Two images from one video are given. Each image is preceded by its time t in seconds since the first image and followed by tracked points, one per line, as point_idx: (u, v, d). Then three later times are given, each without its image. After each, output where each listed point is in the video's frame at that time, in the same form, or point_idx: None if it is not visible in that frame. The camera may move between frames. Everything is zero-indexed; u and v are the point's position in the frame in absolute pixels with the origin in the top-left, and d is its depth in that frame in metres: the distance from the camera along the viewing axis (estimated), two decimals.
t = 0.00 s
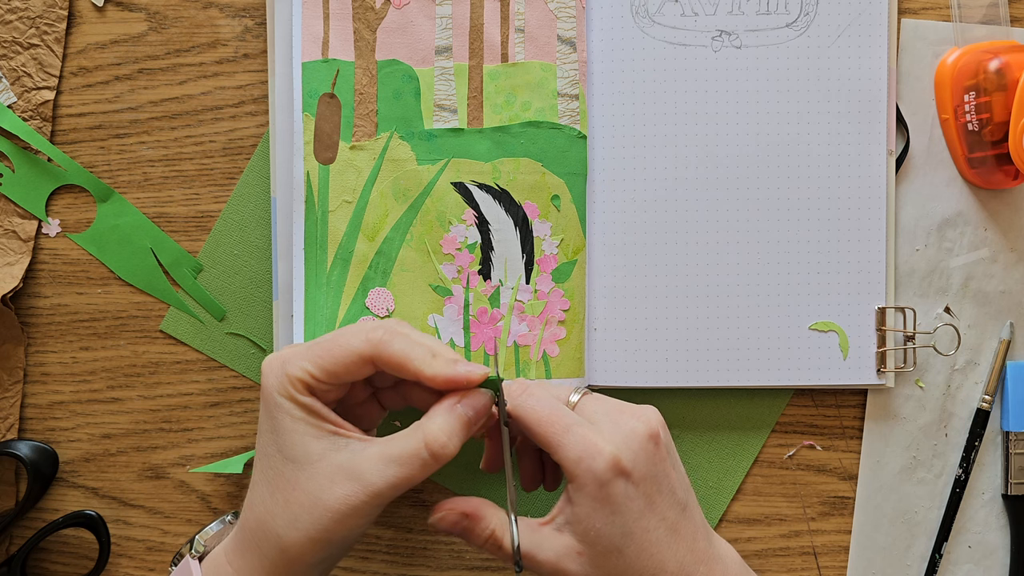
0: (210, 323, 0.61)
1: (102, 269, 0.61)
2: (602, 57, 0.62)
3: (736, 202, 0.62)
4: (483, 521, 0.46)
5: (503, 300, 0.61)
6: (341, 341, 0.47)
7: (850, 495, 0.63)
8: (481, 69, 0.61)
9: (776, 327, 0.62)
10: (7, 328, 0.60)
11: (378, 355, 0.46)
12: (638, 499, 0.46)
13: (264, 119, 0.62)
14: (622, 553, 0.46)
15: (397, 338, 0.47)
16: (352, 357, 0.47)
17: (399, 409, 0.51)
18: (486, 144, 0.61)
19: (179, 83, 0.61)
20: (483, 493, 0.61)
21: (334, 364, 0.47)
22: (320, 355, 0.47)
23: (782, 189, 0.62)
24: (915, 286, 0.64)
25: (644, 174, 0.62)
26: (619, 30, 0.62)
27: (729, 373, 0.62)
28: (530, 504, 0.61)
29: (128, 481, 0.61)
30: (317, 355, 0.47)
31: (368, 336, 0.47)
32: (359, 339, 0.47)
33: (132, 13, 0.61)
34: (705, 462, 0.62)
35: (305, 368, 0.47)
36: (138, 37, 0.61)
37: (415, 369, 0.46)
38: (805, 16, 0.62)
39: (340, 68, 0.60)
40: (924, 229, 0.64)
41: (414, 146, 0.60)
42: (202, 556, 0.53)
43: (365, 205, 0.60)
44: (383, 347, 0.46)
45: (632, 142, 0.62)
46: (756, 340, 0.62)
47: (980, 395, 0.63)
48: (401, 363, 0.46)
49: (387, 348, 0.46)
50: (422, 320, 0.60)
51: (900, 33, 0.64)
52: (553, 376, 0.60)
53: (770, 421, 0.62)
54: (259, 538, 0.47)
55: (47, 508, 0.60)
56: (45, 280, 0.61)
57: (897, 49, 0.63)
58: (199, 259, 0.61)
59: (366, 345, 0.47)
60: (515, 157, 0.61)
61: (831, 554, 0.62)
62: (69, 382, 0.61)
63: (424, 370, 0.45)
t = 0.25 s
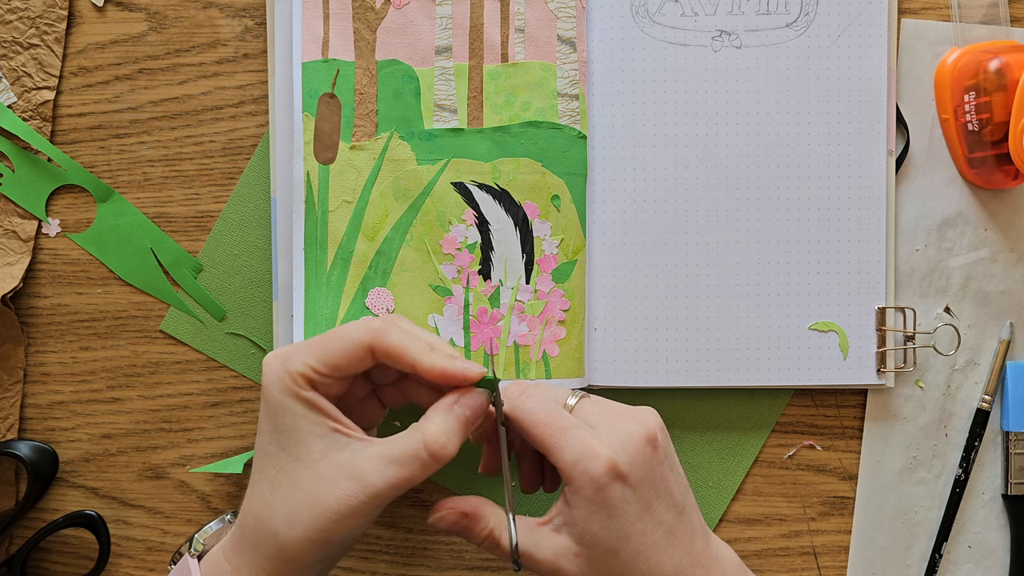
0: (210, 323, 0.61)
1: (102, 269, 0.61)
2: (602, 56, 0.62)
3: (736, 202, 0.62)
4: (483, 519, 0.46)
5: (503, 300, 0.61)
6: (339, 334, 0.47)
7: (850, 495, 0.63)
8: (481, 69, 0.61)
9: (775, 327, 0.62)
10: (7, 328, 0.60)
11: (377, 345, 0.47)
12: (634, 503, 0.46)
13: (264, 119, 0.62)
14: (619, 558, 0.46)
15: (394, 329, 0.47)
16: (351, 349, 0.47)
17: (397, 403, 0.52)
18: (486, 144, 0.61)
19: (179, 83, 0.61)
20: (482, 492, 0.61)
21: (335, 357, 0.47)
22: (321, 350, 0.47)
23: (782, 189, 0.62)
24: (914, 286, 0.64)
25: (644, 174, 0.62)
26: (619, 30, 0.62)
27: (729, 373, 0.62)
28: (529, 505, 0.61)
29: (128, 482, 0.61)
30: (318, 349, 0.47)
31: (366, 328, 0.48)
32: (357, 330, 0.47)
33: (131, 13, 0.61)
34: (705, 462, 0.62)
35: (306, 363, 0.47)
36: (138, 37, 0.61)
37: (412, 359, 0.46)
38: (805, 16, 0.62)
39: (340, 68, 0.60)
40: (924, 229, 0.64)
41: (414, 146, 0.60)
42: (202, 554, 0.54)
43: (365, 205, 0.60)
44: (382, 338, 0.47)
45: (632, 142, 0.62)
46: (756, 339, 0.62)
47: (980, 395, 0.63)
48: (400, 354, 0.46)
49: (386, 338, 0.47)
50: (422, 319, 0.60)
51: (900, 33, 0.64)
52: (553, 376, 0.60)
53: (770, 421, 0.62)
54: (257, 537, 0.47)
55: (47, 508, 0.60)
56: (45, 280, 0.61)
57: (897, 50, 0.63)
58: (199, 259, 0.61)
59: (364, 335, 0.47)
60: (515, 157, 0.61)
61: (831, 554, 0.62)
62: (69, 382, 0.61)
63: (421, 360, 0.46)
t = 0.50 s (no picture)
0: (210, 323, 0.61)
1: (102, 269, 0.61)
2: (602, 56, 0.62)
3: (736, 202, 0.62)
4: (481, 522, 0.46)
5: (503, 300, 0.61)
6: (323, 314, 0.48)
7: (850, 495, 0.63)
8: (481, 69, 0.61)
9: (776, 327, 0.62)
10: (7, 328, 0.60)
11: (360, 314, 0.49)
12: (635, 505, 0.46)
13: (264, 119, 0.62)
14: (619, 560, 0.46)
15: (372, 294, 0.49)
16: (337, 324, 0.48)
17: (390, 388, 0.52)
18: (486, 144, 0.61)
19: (179, 83, 0.61)
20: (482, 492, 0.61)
21: (326, 337, 0.48)
22: (315, 335, 0.47)
23: (782, 189, 0.62)
24: (914, 286, 0.64)
25: (644, 174, 0.62)
26: (619, 30, 0.62)
27: (730, 373, 0.62)
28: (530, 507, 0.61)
29: (128, 481, 0.61)
30: (310, 336, 0.47)
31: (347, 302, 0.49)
32: (337, 305, 0.48)
33: (132, 13, 0.61)
34: (705, 462, 0.62)
35: (303, 353, 0.47)
36: (138, 37, 0.61)
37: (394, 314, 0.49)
38: (805, 16, 0.62)
39: (340, 68, 0.60)
40: (924, 229, 0.64)
41: (414, 146, 0.60)
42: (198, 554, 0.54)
43: (365, 205, 0.60)
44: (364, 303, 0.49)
45: (632, 142, 0.62)
46: (756, 340, 0.62)
47: (980, 395, 0.63)
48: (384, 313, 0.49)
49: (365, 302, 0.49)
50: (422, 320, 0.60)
51: (900, 33, 0.64)
52: (553, 376, 0.60)
53: (770, 421, 0.62)
54: (255, 536, 0.47)
55: (47, 508, 0.60)
56: (45, 280, 0.61)
57: (897, 50, 0.63)
58: (199, 259, 0.61)
59: (344, 306, 0.48)
60: (515, 157, 0.61)
61: (831, 554, 0.62)
62: (69, 382, 0.61)
63: (403, 312, 0.49)
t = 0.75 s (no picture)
0: (210, 323, 0.61)
1: (102, 269, 0.61)
2: (602, 56, 0.62)
3: (736, 202, 0.62)
4: (483, 529, 0.46)
5: (503, 300, 0.61)
6: (311, 309, 0.47)
7: (850, 495, 0.63)
8: (481, 69, 0.61)
9: (775, 327, 0.62)
10: (7, 328, 0.60)
11: (347, 306, 0.47)
12: (640, 507, 0.45)
13: (264, 119, 0.62)
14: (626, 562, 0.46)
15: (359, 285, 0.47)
16: (326, 317, 0.46)
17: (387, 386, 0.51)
18: (486, 144, 0.61)
19: (179, 83, 0.61)
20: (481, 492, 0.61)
21: (318, 333, 0.46)
22: (305, 331, 0.46)
23: (782, 190, 0.62)
24: (914, 286, 0.64)
25: (644, 174, 0.62)
26: (620, 30, 0.62)
27: (730, 373, 0.62)
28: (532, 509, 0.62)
29: (128, 481, 0.61)
30: (302, 334, 0.46)
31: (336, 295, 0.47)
32: (325, 298, 0.47)
33: (132, 13, 0.61)
34: (705, 462, 0.62)
35: (297, 351, 0.46)
36: (138, 37, 0.61)
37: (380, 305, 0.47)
38: (805, 16, 0.62)
39: (340, 68, 0.60)
40: (924, 229, 0.64)
41: (414, 146, 0.60)
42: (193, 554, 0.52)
43: (365, 205, 0.60)
44: (350, 295, 0.47)
45: (632, 142, 0.62)
46: (756, 340, 0.62)
47: (980, 395, 0.63)
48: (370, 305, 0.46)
49: (352, 293, 0.47)
50: (422, 319, 0.60)
51: (900, 33, 0.64)
52: (553, 376, 0.60)
53: (770, 421, 0.62)
54: (249, 538, 0.46)
55: (47, 508, 0.60)
56: (45, 280, 0.61)
57: (897, 50, 0.63)
58: (199, 259, 0.61)
59: (332, 299, 0.47)
60: (515, 157, 0.61)
61: (831, 554, 0.62)
62: (69, 382, 0.61)
63: (391, 304, 0.46)
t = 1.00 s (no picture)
0: (210, 323, 0.61)
1: (102, 269, 0.61)
2: (602, 56, 0.62)
3: (736, 202, 0.62)
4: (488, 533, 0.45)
5: (503, 300, 0.61)
6: (306, 307, 0.47)
7: (850, 495, 0.63)
8: (481, 69, 0.61)
9: (775, 327, 0.62)
10: (7, 328, 0.60)
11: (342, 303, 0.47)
12: (647, 507, 0.45)
13: (264, 119, 0.62)
14: (634, 562, 0.46)
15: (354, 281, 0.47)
16: (322, 315, 0.46)
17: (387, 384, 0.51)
18: (486, 144, 0.61)
19: (179, 83, 0.61)
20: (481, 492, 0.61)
21: (316, 332, 0.46)
22: (303, 331, 0.46)
23: (782, 190, 0.62)
24: (914, 286, 0.64)
25: (644, 174, 0.62)
26: (620, 30, 0.62)
27: (730, 373, 0.62)
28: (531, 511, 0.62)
29: (128, 482, 0.61)
30: (301, 334, 0.46)
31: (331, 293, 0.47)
32: (319, 296, 0.47)
33: (131, 13, 0.61)
34: (705, 462, 0.62)
35: (296, 351, 0.45)
36: (138, 37, 0.61)
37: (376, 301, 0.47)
38: (805, 16, 0.62)
39: (340, 68, 0.60)
40: (924, 229, 0.64)
41: (414, 146, 0.60)
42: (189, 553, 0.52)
43: (365, 205, 0.60)
44: (346, 292, 0.47)
45: (632, 142, 0.62)
46: (756, 340, 0.62)
47: (980, 395, 0.63)
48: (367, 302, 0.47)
49: (347, 289, 0.47)
50: (422, 319, 0.60)
51: (900, 33, 0.64)
52: (553, 376, 0.60)
53: (770, 421, 0.62)
54: (244, 539, 0.46)
55: (47, 508, 0.60)
56: (45, 280, 0.61)
57: (897, 50, 0.63)
58: (199, 259, 0.61)
59: (327, 296, 0.47)
60: (515, 157, 0.61)
61: (831, 554, 0.62)
62: (69, 382, 0.61)
63: (386, 300, 0.47)
